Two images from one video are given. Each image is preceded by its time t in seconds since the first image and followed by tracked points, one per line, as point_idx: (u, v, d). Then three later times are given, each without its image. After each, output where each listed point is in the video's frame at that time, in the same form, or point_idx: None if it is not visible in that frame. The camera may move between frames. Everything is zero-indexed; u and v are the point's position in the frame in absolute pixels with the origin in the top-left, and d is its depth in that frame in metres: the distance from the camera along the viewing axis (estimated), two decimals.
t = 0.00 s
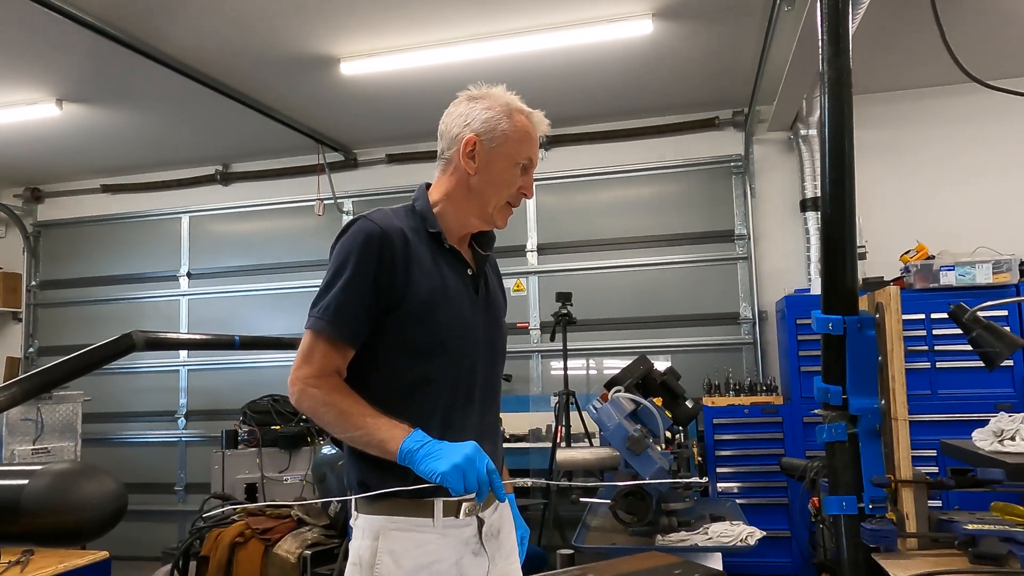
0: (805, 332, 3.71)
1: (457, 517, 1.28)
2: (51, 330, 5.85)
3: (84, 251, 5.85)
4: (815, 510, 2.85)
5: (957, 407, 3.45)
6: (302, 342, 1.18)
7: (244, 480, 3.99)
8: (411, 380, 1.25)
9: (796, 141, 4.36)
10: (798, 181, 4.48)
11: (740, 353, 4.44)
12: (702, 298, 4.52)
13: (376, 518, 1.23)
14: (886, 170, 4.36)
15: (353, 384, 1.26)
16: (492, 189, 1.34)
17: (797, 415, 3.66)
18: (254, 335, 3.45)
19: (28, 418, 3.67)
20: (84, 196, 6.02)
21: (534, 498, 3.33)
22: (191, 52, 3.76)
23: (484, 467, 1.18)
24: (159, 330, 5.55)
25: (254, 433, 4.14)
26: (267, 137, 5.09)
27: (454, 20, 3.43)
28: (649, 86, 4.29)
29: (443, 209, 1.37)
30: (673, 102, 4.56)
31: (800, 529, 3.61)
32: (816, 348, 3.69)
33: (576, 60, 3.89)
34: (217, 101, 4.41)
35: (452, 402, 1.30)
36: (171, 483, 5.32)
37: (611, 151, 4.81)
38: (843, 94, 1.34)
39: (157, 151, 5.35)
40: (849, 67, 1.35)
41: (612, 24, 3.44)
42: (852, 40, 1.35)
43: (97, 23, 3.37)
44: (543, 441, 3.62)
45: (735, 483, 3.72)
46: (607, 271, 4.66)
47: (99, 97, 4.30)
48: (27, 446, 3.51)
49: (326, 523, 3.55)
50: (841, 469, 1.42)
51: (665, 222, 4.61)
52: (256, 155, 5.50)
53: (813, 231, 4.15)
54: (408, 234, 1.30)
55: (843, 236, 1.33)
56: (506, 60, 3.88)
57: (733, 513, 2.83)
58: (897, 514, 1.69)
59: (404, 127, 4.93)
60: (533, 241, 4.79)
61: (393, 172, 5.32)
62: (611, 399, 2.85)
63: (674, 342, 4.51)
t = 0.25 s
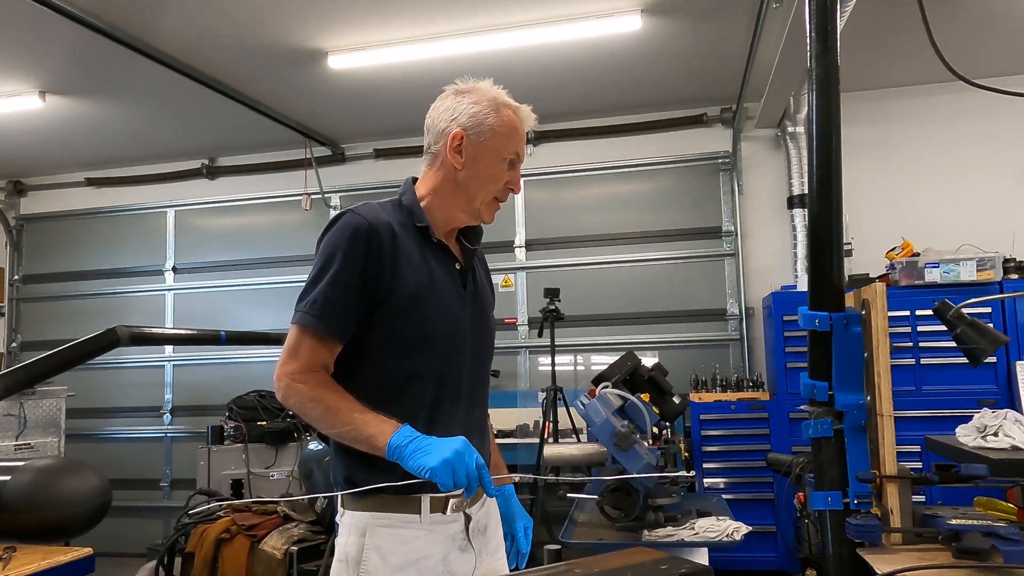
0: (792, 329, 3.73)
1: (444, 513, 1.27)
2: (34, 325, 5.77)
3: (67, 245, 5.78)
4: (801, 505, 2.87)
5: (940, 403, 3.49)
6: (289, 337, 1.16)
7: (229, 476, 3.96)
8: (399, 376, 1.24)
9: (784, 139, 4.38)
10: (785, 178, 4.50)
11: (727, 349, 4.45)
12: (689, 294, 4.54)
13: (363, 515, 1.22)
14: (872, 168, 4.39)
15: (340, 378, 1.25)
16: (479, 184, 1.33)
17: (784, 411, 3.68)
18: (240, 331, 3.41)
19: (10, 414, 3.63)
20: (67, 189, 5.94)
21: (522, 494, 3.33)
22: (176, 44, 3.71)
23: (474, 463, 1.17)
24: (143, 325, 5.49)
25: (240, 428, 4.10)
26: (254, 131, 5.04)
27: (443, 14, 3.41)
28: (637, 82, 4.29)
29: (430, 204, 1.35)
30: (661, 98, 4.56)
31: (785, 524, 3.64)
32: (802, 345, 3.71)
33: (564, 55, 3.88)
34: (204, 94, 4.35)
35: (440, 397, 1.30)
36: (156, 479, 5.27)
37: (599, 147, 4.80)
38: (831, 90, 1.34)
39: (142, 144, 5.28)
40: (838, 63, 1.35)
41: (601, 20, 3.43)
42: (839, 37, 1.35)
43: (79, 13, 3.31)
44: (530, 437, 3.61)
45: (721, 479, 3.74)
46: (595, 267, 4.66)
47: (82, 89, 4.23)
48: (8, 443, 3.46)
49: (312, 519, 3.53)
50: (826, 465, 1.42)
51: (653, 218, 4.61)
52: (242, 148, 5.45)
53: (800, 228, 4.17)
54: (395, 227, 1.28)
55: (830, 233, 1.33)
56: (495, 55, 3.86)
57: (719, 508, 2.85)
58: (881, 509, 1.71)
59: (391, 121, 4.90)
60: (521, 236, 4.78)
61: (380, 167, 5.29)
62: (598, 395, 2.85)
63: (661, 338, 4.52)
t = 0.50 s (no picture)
0: (781, 327, 3.75)
1: (434, 510, 1.26)
2: (21, 322, 5.71)
3: (55, 241, 5.72)
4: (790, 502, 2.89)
5: (928, 401, 3.52)
6: (279, 333, 1.15)
7: (219, 474, 3.94)
8: (389, 373, 1.24)
9: (774, 137, 4.39)
10: (776, 176, 4.52)
11: (717, 346, 4.47)
12: (680, 292, 4.55)
13: (353, 513, 1.22)
14: (862, 167, 4.42)
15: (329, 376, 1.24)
16: (470, 182, 1.32)
17: (773, 408, 3.70)
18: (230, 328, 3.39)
19: None
20: (55, 185, 5.88)
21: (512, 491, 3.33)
22: (165, 39, 3.67)
23: (463, 460, 1.17)
24: (132, 322, 5.45)
25: (229, 426, 4.08)
26: (243, 127, 5.01)
27: (435, 11, 3.40)
28: (629, 80, 4.29)
29: (421, 201, 1.35)
30: (652, 96, 4.57)
31: (774, 520, 3.66)
32: (791, 342, 3.73)
33: (557, 53, 3.87)
34: (194, 89, 4.32)
35: (431, 395, 1.29)
36: (145, 477, 5.24)
37: (590, 144, 4.81)
38: (820, 89, 1.34)
39: (130, 140, 5.24)
40: (827, 62, 1.36)
41: (593, 18, 3.42)
42: (829, 37, 1.35)
43: (67, 8, 3.27)
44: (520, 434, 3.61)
45: (711, 476, 3.76)
46: (586, 264, 4.66)
47: (70, 84, 4.19)
48: None
49: (302, 516, 3.52)
50: (815, 462, 1.44)
51: (644, 216, 4.62)
52: (232, 145, 5.41)
53: (790, 226, 4.19)
54: (386, 225, 1.28)
55: (819, 233, 1.34)
56: (486, 52, 3.85)
57: (708, 506, 2.86)
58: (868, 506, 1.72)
59: (382, 118, 4.89)
60: (512, 234, 4.78)
61: (371, 163, 5.27)
62: (589, 392, 2.85)
63: (652, 336, 4.53)
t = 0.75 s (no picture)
0: (774, 324, 3.77)
1: (426, 508, 1.26)
2: (11, 319, 5.67)
3: (46, 238, 5.69)
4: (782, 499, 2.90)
5: (919, 398, 3.55)
6: (271, 331, 1.15)
7: (211, 472, 3.92)
8: (382, 370, 1.23)
9: (767, 135, 4.41)
10: (768, 174, 4.54)
11: (710, 344, 4.48)
12: (673, 289, 4.56)
13: (346, 510, 1.22)
14: (854, 166, 4.43)
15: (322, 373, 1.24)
16: (464, 179, 1.32)
17: (765, 406, 3.71)
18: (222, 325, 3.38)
19: None
20: (45, 182, 5.84)
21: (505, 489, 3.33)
22: (156, 35, 3.65)
23: (456, 459, 1.17)
24: (124, 319, 5.42)
25: (222, 424, 4.06)
26: (236, 124, 4.99)
27: (428, 8, 3.39)
28: (622, 78, 4.29)
29: (414, 198, 1.34)
30: (645, 94, 4.57)
31: (767, 517, 3.67)
32: (783, 340, 3.75)
33: (550, 50, 3.87)
34: (186, 86, 4.29)
35: (424, 392, 1.29)
36: (137, 475, 5.21)
37: (583, 142, 4.81)
38: (813, 87, 1.35)
39: (122, 137, 5.20)
40: (820, 60, 1.36)
41: (586, 15, 3.42)
42: (822, 35, 1.36)
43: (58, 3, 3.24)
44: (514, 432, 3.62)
45: (704, 473, 3.77)
46: (579, 262, 4.67)
47: (61, 81, 4.16)
48: None
49: (295, 514, 3.51)
50: (807, 458, 1.44)
51: (637, 214, 4.63)
52: (224, 142, 5.39)
53: (782, 224, 4.20)
54: (379, 222, 1.27)
55: (811, 230, 1.34)
56: (479, 49, 3.84)
57: (701, 503, 2.87)
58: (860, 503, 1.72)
59: (375, 116, 4.87)
60: (505, 232, 4.78)
61: (364, 161, 5.25)
62: (583, 389, 2.85)
63: (645, 334, 4.54)
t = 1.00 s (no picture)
0: (770, 322, 3.77)
1: (423, 505, 1.26)
2: (6, 317, 5.65)
3: (41, 235, 5.66)
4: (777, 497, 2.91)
5: (914, 396, 3.56)
6: (269, 330, 1.15)
7: (207, 470, 3.92)
8: (378, 368, 1.23)
9: (763, 134, 4.41)
10: (764, 172, 4.54)
11: (706, 342, 4.49)
12: (669, 287, 4.56)
13: (343, 507, 1.21)
14: (849, 164, 4.45)
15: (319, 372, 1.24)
16: (460, 177, 1.32)
17: (761, 404, 3.73)
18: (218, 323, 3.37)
19: None
20: (40, 179, 5.81)
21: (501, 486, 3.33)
22: (150, 32, 3.63)
23: (452, 456, 1.18)
24: (119, 317, 5.40)
25: (218, 422, 4.05)
26: (231, 121, 4.97)
27: (424, 6, 3.39)
28: (618, 76, 4.29)
29: (411, 197, 1.34)
30: (642, 92, 4.57)
31: (762, 514, 3.68)
32: (779, 338, 3.76)
33: (546, 48, 3.87)
34: (181, 83, 4.28)
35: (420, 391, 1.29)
36: (132, 473, 5.20)
37: (580, 140, 4.81)
38: (809, 86, 1.35)
39: (117, 134, 5.18)
40: (816, 59, 1.36)
41: (581, 13, 3.42)
42: (818, 34, 1.36)
43: None
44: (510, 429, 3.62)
45: (700, 470, 3.78)
46: (575, 260, 4.67)
47: (56, 77, 4.14)
48: None
49: (292, 512, 3.52)
50: (801, 456, 1.44)
51: (633, 212, 4.63)
52: (220, 139, 5.37)
53: (778, 222, 4.21)
54: (375, 221, 1.27)
55: (807, 228, 1.34)
56: (476, 47, 3.84)
57: (696, 500, 2.87)
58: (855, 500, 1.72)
59: (371, 113, 4.86)
60: (502, 229, 4.78)
61: (360, 158, 5.24)
62: (579, 387, 2.85)
63: (641, 332, 4.54)
